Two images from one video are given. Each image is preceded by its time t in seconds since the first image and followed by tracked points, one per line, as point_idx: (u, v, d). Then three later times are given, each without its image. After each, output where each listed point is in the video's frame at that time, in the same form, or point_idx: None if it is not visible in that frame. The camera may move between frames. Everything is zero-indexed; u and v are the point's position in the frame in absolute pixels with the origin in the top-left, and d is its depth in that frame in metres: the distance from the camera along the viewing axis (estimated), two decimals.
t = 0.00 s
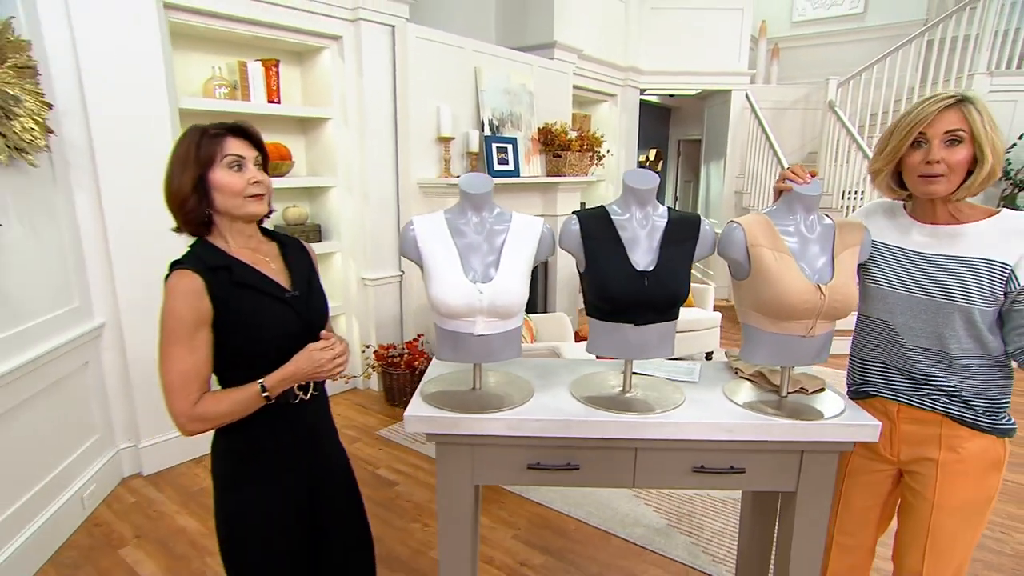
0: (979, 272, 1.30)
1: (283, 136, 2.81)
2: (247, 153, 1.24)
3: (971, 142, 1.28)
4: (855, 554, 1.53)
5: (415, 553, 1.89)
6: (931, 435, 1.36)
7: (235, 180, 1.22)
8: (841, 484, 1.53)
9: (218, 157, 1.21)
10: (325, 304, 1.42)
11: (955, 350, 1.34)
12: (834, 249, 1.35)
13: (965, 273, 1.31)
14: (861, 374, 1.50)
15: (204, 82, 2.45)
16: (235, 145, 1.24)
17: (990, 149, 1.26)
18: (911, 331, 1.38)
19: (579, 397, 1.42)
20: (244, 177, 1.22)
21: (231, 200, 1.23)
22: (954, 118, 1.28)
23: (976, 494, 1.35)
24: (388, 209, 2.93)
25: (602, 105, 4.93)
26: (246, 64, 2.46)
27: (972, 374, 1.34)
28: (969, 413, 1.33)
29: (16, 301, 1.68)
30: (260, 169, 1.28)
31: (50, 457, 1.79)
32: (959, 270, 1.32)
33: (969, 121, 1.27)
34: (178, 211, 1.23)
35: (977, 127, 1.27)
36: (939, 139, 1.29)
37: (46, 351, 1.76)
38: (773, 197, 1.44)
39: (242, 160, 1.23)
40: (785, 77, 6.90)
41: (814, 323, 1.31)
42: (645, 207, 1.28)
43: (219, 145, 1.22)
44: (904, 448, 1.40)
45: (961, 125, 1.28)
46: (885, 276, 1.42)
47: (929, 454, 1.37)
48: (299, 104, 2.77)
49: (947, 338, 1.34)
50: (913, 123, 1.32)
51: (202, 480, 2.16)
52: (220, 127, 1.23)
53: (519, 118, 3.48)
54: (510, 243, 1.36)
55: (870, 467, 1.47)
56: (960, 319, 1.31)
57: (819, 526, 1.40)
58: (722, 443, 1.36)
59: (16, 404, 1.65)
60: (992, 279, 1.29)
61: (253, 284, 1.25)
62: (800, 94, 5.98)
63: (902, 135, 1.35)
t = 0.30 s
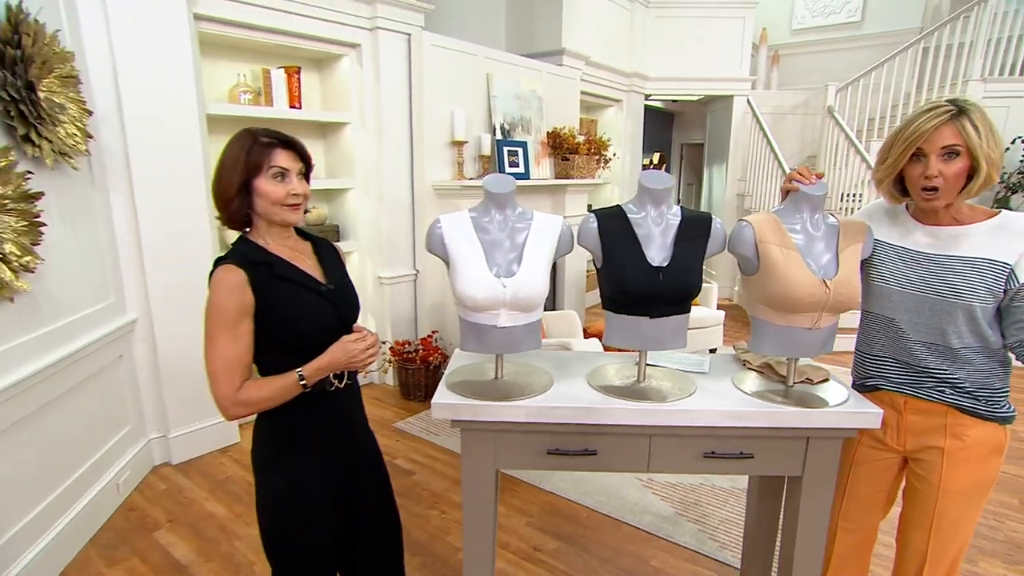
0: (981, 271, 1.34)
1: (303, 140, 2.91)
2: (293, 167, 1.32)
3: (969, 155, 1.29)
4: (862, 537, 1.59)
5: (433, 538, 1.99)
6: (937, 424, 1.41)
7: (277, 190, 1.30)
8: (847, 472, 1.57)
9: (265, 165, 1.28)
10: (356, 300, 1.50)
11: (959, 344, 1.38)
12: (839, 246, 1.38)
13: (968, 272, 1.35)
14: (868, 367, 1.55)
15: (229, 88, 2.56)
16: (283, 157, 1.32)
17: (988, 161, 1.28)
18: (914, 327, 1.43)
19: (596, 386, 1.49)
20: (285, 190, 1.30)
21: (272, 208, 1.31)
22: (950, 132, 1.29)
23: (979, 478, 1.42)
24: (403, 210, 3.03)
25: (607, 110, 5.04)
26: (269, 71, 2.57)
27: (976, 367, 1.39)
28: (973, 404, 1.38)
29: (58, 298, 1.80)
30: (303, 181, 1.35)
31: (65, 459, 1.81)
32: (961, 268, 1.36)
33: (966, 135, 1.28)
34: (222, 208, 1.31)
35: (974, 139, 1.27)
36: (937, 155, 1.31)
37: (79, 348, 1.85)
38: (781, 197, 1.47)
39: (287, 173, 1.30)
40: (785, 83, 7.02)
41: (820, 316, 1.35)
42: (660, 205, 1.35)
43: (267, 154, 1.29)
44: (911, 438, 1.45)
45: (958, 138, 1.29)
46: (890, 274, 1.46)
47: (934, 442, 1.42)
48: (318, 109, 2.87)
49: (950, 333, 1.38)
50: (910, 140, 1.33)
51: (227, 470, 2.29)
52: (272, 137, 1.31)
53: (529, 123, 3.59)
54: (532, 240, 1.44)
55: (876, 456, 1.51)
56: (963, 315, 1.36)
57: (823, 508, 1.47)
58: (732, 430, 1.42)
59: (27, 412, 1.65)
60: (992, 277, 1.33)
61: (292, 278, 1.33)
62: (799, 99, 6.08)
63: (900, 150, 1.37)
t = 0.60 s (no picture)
0: (978, 267, 1.40)
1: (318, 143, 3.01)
2: (323, 159, 1.40)
3: (969, 156, 1.36)
4: (858, 519, 1.67)
5: (447, 524, 2.09)
6: (934, 413, 1.48)
7: (308, 181, 1.38)
8: (846, 458, 1.65)
9: (297, 160, 1.36)
10: (381, 295, 1.58)
11: (956, 336, 1.45)
12: (839, 242, 1.45)
13: (965, 268, 1.41)
14: (869, 358, 1.62)
15: (249, 93, 2.67)
16: (313, 151, 1.39)
17: (987, 163, 1.35)
18: (912, 319, 1.50)
19: (608, 376, 1.56)
20: (317, 181, 1.38)
21: (305, 199, 1.39)
22: (952, 135, 1.36)
23: (973, 463, 1.49)
24: (414, 210, 3.13)
25: (611, 114, 5.15)
26: (287, 77, 2.69)
27: (972, 357, 1.46)
28: (969, 393, 1.45)
29: (91, 295, 1.94)
30: (332, 172, 1.43)
31: (99, 446, 1.97)
32: (959, 264, 1.42)
33: (967, 138, 1.35)
34: (257, 202, 1.39)
35: (974, 142, 1.34)
36: (939, 156, 1.37)
37: (112, 341, 2.00)
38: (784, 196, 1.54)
39: (318, 165, 1.38)
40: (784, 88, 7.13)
41: (822, 308, 1.41)
42: (669, 203, 1.43)
43: (299, 149, 1.37)
44: (908, 426, 1.52)
45: (960, 141, 1.36)
46: (891, 269, 1.52)
47: (931, 430, 1.49)
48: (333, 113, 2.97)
49: (948, 326, 1.45)
50: (913, 142, 1.41)
51: (246, 459, 2.43)
52: (301, 132, 1.39)
53: (536, 126, 3.69)
54: (547, 236, 1.52)
55: (876, 444, 1.59)
56: (960, 309, 1.42)
57: (823, 492, 1.54)
58: (738, 416, 1.49)
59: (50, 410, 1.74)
60: (989, 273, 1.39)
61: (324, 272, 1.40)
62: (798, 104, 6.19)
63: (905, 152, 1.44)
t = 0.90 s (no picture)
0: (966, 259, 1.48)
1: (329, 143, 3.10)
2: (346, 156, 1.47)
3: (960, 148, 1.43)
4: (850, 500, 1.75)
5: (457, 510, 2.18)
6: (926, 399, 1.56)
7: (333, 178, 1.45)
8: (841, 443, 1.72)
9: (322, 158, 1.43)
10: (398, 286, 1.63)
11: (946, 325, 1.53)
12: (834, 236, 1.51)
13: (955, 260, 1.49)
14: (864, 346, 1.68)
15: (263, 96, 2.76)
16: (336, 149, 1.47)
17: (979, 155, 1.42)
18: (906, 309, 1.57)
19: (614, 364, 1.60)
20: (341, 177, 1.45)
21: (329, 195, 1.46)
22: (946, 127, 1.44)
23: (962, 446, 1.56)
24: (422, 209, 3.23)
25: (614, 116, 5.24)
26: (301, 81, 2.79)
27: (961, 345, 1.53)
28: (958, 379, 1.52)
29: (115, 290, 2.07)
30: (354, 168, 1.50)
31: (126, 434, 2.13)
32: (949, 256, 1.50)
33: (959, 130, 1.42)
34: (284, 198, 1.46)
35: (966, 134, 1.42)
36: (933, 147, 1.45)
37: (138, 331, 2.16)
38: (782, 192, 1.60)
39: (342, 163, 1.46)
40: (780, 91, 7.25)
41: (818, 299, 1.47)
42: (673, 198, 1.49)
43: (324, 147, 1.44)
44: (901, 411, 1.60)
45: (953, 133, 1.44)
46: (885, 261, 1.60)
47: (923, 415, 1.56)
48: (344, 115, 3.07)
49: (939, 315, 1.52)
50: (909, 134, 1.48)
51: (262, 449, 2.59)
52: (325, 131, 1.45)
53: (541, 128, 3.79)
54: (557, 230, 1.54)
55: (870, 429, 1.66)
56: (950, 298, 1.50)
57: (818, 474, 1.60)
58: (739, 402, 1.52)
59: (80, 399, 1.89)
60: (976, 264, 1.47)
61: (345, 263, 1.44)
62: (794, 106, 6.28)
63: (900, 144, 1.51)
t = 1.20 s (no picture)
0: (954, 240, 1.51)
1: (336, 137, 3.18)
2: (360, 148, 1.48)
3: (956, 128, 1.47)
4: (842, 476, 1.81)
5: (463, 489, 2.27)
6: (911, 376, 1.60)
7: (346, 168, 1.46)
8: (833, 420, 1.78)
9: (337, 148, 1.44)
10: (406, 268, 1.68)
11: (932, 304, 1.57)
12: (826, 221, 1.53)
13: (943, 241, 1.52)
14: (854, 325, 1.73)
15: (273, 91, 2.86)
16: (351, 140, 1.47)
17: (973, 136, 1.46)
18: (895, 289, 1.61)
19: (614, 345, 1.63)
20: (354, 169, 1.46)
21: (342, 184, 1.47)
22: (944, 108, 1.48)
23: (948, 422, 1.60)
24: (427, 200, 3.32)
25: (613, 111, 5.31)
26: (310, 77, 2.89)
27: (948, 324, 1.57)
28: (942, 356, 1.57)
29: (135, 278, 2.16)
30: (366, 160, 1.51)
31: (143, 418, 2.21)
32: (937, 237, 1.53)
33: (956, 111, 1.47)
34: (297, 186, 1.47)
35: (962, 117, 1.47)
36: (931, 124, 1.49)
37: (156, 317, 2.25)
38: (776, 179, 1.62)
39: (355, 155, 1.46)
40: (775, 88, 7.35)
41: (810, 282, 1.49)
42: (671, 185, 1.56)
43: (339, 138, 1.45)
44: (888, 389, 1.64)
45: (950, 114, 1.48)
46: (876, 242, 1.63)
47: (909, 393, 1.61)
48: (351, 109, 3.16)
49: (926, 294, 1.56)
50: (910, 110, 1.52)
51: (274, 432, 2.71)
52: (341, 123, 1.46)
53: (542, 122, 3.89)
54: (561, 215, 1.61)
55: (858, 406, 1.71)
56: (936, 278, 1.54)
57: (810, 449, 1.61)
58: (734, 380, 1.53)
59: (104, 380, 1.98)
60: (964, 245, 1.50)
61: (358, 246, 1.50)
62: (788, 102, 6.35)
63: (900, 121, 1.55)
